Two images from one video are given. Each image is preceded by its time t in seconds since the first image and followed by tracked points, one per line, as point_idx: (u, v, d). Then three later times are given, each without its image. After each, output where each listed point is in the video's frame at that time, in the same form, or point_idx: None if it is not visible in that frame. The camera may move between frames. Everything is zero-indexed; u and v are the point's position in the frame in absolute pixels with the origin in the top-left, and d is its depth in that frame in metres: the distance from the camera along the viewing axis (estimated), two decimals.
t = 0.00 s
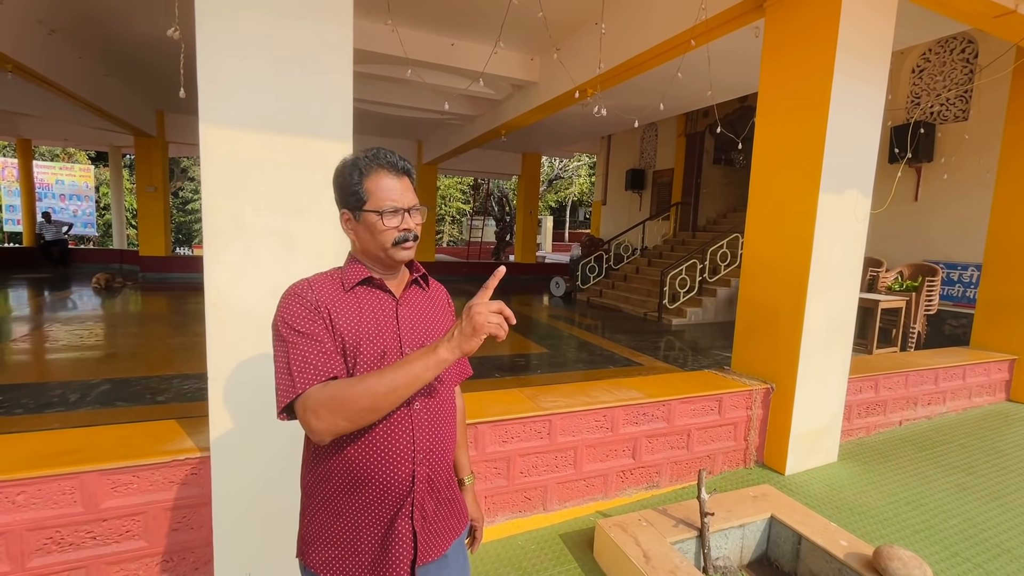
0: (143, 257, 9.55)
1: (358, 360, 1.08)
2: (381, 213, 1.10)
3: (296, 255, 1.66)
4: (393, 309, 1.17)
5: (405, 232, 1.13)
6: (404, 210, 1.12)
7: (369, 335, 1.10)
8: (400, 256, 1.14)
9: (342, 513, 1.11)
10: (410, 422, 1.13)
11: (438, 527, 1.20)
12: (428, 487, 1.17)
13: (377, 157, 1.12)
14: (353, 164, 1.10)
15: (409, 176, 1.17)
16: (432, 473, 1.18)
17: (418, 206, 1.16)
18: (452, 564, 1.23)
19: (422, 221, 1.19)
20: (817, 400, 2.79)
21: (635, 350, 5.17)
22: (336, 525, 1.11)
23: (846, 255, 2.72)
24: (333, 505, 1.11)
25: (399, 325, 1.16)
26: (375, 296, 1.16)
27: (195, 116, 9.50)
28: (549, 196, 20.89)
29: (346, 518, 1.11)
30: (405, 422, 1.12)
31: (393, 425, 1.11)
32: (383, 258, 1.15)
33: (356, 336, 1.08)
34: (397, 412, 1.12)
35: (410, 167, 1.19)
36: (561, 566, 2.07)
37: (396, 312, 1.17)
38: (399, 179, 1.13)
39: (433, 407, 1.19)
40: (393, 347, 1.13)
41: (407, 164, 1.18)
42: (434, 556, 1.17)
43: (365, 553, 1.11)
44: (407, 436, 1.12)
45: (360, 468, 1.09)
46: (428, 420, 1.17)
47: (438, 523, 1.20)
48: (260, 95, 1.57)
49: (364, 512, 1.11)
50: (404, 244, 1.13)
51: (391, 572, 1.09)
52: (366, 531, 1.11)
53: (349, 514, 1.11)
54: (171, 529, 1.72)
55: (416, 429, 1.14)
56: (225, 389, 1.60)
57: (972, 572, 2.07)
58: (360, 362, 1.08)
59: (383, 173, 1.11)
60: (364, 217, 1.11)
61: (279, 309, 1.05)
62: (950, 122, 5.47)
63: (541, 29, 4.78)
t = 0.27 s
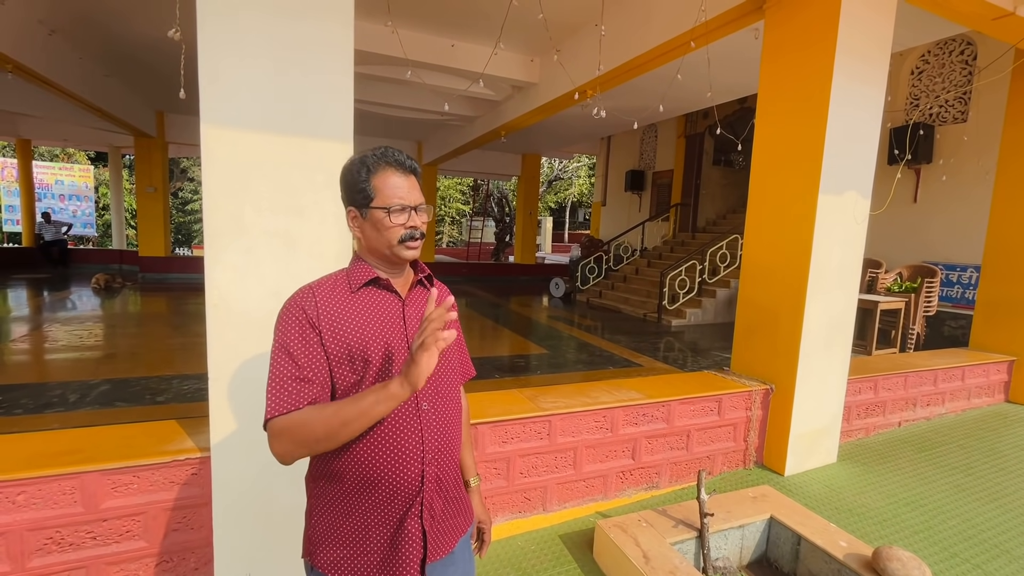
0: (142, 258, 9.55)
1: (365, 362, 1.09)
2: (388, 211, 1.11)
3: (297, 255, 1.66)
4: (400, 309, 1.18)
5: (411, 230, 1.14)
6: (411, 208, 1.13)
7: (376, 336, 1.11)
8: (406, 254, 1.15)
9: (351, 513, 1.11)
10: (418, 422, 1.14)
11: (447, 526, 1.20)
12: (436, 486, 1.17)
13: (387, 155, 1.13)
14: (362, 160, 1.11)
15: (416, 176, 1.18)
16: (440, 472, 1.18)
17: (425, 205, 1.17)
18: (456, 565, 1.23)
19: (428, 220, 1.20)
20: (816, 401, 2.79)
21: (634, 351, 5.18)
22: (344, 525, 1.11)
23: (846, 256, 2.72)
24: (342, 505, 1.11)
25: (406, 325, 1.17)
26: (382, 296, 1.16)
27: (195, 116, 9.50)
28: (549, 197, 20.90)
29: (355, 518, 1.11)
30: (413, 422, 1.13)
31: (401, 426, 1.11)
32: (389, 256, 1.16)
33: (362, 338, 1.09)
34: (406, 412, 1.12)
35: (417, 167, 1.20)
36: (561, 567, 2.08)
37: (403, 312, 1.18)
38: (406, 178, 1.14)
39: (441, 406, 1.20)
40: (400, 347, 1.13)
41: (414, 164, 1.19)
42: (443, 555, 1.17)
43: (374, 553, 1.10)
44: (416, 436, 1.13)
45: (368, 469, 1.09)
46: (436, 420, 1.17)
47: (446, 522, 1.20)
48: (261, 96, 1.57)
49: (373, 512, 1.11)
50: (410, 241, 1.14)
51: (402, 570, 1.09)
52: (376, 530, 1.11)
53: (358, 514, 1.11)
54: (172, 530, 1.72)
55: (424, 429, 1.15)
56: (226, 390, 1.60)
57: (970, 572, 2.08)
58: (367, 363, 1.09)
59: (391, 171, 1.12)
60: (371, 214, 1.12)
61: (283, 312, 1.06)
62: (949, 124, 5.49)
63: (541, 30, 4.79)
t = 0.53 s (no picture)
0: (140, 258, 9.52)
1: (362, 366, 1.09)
2: (392, 207, 1.13)
3: (297, 256, 1.66)
4: (401, 312, 1.17)
5: (414, 228, 1.15)
6: (416, 206, 1.15)
7: (374, 341, 1.11)
8: (405, 252, 1.16)
9: (349, 515, 1.12)
10: (416, 426, 1.13)
11: (446, 530, 1.20)
12: (435, 490, 1.17)
13: (399, 155, 1.17)
14: (375, 156, 1.15)
15: (427, 178, 1.20)
16: (440, 477, 1.18)
17: (432, 207, 1.19)
18: (457, 566, 1.23)
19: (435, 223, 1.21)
20: (814, 401, 2.80)
21: (632, 352, 5.19)
22: (342, 525, 1.13)
23: (843, 257, 2.73)
24: (340, 506, 1.13)
25: (406, 328, 1.16)
26: (382, 300, 1.17)
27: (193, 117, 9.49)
28: (547, 198, 20.92)
29: (352, 519, 1.12)
30: (412, 426, 1.12)
31: (399, 431, 1.11)
32: (390, 253, 1.17)
33: (359, 343, 1.09)
34: (403, 417, 1.12)
35: (431, 170, 1.23)
36: (559, 567, 2.08)
37: (404, 315, 1.17)
38: (416, 178, 1.17)
39: (443, 410, 1.19)
40: (399, 352, 1.13)
41: (428, 166, 1.22)
42: (441, 559, 1.18)
43: (371, 553, 1.12)
44: (414, 441, 1.13)
45: (366, 472, 1.10)
46: (436, 424, 1.17)
47: (446, 526, 1.20)
48: (261, 97, 1.57)
49: (371, 513, 1.12)
50: (411, 239, 1.15)
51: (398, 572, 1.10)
52: (373, 532, 1.12)
53: (356, 515, 1.12)
54: (170, 531, 1.72)
55: (423, 435, 1.14)
56: (225, 391, 1.60)
57: (966, 572, 2.09)
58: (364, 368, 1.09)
59: (402, 170, 1.15)
60: (376, 209, 1.15)
61: (284, 317, 1.09)
62: (946, 126, 5.51)
63: (539, 31, 4.79)
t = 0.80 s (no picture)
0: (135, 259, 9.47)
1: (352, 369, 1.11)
2: (391, 205, 1.14)
3: (295, 257, 1.66)
4: (395, 314, 1.17)
5: (411, 228, 1.16)
6: (415, 206, 1.16)
7: (365, 344, 1.12)
8: (400, 251, 1.16)
9: (344, 513, 1.15)
10: (407, 430, 1.13)
11: (442, 534, 1.19)
12: (430, 493, 1.16)
13: (403, 154, 1.18)
14: (380, 154, 1.17)
15: (431, 178, 1.21)
16: (434, 480, 1.17)
17: (431, 207, 1.19)
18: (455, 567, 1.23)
19: (435, 225, 1.21)
20: (810, 401, 2.82)
21: (629, 352, 5.20)
22: (338, 522, 1.16)
23: (839, 258, 2.75)
24: (336, 504, 1.16)
25: (399, 331, 1.16)
26: (376, 301, 1.17)
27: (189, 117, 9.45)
28: (544, 198, 20.94)
29: (346, 517, 1.15)
30: (402, 429, 1.12)
31: (389, 434, 1.11)
32: (387, 251, 1.17)
33: (349, 345, 1.11)
34: (393, 420, 1.12)
35: (435, 170, 1.24)
36: (557, 568, 2.09)
37: (398, 317, 1.17)
38: (418, 177, 1.18)
39: (437, 413, 1.18)
40: (391, 354, 1.13)
41: (433, 166, 1.23)
42: (436, 562, 1.18)
43: (366, 551, 1.14)
44: (405, 444, 1.13)
45: (358, 472, 1.12)
46: (428, 428, 1.16)
47: (442, 530, 1.19)
48: (260, 98, 1.57)
49: (364, 513, 1.13)
50: (407, 238, 1.16)
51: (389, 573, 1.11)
52: (366, 531, 1.13)
53: (350, 514, 1.14)
54: (168, 532, 1.72)
55: (415, 438, 1.14)
56: (223, 392, 1.60)
57: (961, 570, 2.10)
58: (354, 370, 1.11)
59: (403, 169, 1.16)
60: (377, 206, 1.16)
61: (285, 317, 1.14)
62: (939, 128, 5.55)
63: (536, 33, 4.80)
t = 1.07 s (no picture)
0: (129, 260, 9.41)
1: (348, 369, 1.12)
2: (390, 204, 1.15)
3: (293, 258, 1.66)
4: (391, 314, 1.17)
5: (410, 227, 1.16)
6: (414, 205, 1.16)
7: (362, 344, 1.13)
8: (398, 250, 1.16)
9: (342, 510, 1.17)
10: (401, 430, 1.14)
11: (439, 533, 1.19)
12: (425, 493, 1.17)
13: (405, 155, 1.19)
14: (382, 155, 1.19)
15: (431, 179, 1.21)
16: (429, 480, 1.17)
17: (431, 208, 1.19)
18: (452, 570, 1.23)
19: (435, 225, 1.21)
20: (805, 401, 2.84)
21: (625, 352, 5.22)
22: (338, 518, 1.17)
23: (833, 259, 2.77)
24: (335, 500, 1.18)
25: (395, 331, 1.16)
26: (373, 302, 1.17)
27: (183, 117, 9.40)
28: (540, 199, 20.96)
29: (345, 514, 1.16)
30: (397, 429, 1.13)
31: (383, 433, 1.12)
32: (386, 251, 1.18)
33: (345, 346, 1.12)
34: (388, 420, 1.13)
35: (437, 172, 1.24)
36: (555, 568, 2.09)
37: (394, 317, 1.17)
38: (418, 178, 1.18)
39: (432, 414, 1.18)
40: (386, 355, 1.14)
41: (434, 168, 1.23)
42: (431, 560, 1.18)
43: (362, 547, 1.15)
44: (399, 444, 1.13)
45: (355, 470, 1.13)
46: (423, 428, 1.16)
47: (439, 529, 1.19)
48: (257, 98, 1.57)
49: (360, 511, 1.15)
50: (405, 237, 1.16)
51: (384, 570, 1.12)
52: (362, 528, 1.15)
53: (347, 511, 1.16)
54: (165, 534, 1.71)
55: (409, 438, 1.14)
56: (220, 393, 1.59)
57: (954, 568, 2.13)
58: (349, 370, 1.12)
59: (404, 170, 1.17)
60: (376, 205, 1.17)
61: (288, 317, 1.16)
62: (932, 129, 5.61)
63: (533, 34, 4.81)
